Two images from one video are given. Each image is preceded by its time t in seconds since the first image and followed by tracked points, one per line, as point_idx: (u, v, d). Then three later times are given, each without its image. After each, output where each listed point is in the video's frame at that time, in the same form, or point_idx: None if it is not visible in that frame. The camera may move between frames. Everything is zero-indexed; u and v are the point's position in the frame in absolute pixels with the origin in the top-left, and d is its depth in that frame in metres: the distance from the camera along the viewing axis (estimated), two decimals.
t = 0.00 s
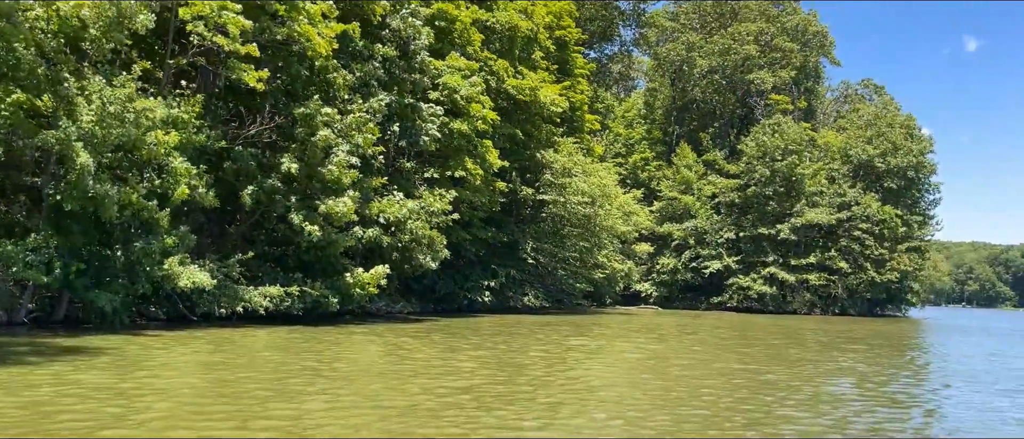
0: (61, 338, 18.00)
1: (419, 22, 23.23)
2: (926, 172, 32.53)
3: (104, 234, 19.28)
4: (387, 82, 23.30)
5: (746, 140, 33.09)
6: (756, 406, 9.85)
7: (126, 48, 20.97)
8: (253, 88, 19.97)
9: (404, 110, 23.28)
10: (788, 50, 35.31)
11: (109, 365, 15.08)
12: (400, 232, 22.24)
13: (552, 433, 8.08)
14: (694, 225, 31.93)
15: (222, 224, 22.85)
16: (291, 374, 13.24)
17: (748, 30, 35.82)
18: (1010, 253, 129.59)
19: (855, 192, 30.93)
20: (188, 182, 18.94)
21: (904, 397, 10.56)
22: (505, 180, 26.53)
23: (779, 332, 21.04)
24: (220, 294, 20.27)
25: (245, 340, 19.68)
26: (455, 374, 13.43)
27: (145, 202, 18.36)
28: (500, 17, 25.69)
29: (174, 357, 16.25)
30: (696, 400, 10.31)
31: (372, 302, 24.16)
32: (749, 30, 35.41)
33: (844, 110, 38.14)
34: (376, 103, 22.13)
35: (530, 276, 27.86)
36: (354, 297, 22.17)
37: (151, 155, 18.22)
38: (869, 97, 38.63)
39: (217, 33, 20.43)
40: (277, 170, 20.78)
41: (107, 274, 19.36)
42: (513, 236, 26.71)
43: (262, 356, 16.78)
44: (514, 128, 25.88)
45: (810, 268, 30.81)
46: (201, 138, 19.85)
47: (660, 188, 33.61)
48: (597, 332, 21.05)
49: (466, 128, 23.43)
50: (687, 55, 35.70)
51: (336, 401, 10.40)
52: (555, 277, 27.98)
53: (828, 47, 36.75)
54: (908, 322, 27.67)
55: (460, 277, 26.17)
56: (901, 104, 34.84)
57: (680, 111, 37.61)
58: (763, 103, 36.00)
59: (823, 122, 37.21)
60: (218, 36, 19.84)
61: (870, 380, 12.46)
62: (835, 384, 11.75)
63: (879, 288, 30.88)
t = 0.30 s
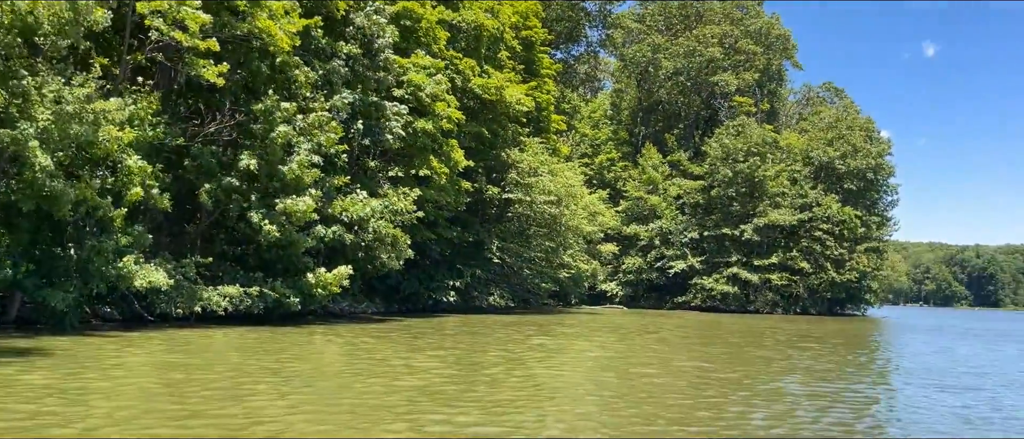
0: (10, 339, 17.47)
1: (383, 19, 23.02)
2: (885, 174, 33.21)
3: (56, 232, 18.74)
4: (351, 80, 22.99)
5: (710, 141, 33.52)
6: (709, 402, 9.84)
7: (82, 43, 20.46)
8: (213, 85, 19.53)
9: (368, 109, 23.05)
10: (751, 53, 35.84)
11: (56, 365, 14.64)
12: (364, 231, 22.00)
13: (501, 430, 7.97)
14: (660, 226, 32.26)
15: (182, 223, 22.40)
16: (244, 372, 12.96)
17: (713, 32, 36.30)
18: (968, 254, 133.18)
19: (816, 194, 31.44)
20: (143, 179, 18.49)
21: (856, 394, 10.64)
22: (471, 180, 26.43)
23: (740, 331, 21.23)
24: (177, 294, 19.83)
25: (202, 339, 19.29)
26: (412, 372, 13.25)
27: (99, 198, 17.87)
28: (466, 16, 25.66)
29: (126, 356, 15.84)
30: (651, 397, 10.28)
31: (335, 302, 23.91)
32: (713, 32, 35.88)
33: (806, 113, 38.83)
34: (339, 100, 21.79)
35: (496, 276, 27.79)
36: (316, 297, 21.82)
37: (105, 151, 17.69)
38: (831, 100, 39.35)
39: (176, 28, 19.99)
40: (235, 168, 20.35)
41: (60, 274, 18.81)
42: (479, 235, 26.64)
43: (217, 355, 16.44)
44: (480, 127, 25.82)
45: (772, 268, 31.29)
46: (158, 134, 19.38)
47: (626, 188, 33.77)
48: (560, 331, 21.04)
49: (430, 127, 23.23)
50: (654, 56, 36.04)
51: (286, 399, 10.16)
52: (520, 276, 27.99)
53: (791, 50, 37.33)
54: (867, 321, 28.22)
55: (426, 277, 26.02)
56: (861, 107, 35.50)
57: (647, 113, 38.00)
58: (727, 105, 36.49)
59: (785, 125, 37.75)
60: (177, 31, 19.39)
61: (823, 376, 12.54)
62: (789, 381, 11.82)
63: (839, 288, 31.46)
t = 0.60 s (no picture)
0: None
1: (351, 18, 22.76)
2: (850, 177, 33.83)
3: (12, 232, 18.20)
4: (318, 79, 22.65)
5: (680, 143, 33.75)
6: (670, 400, 9.84)
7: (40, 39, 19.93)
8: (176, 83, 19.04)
9: (336, 109, 22.80)
10: (720, 56, 36.14)
11: (7, 366, 14.20)
12: (331, 231, 21.79)
13: (458, 428, 7.87)
14: (630, 227, 32.48)
15: (144, 223, 21.92)
16: (202, 372, 12.72)
17: (682, 35, 36.58)
18: (933, 255, 136.18)
19: (783, 196, 31.69)
20: (102, 178, 18.04)
21: (815, 391, 10.72)
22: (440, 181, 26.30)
23: (705, 331, 21.39)
24: (138, 295, 19.39)
25: (163, 340, 18.90)
26: (375, 370, 13.08)
27: (56, 197, 17.37)
28: (437, 16, 25.60)
29: (82, 357, 15.43)
30: (612, 396, 10.26)
31: (302, 303, 23.62)
32: (683, 35, 36.16)
33: (774, 116, 39.37)
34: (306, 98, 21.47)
35: (466, 277, 27.67)
36: (281, 297, 21.53)
37: (62, 150, 17.13)
38: (798, 103, 39.83)
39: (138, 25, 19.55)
40: (197, 167, 19.94)
41: (15, 275, 18.27)
42: (448, 236, 26.51)
43: (178, 354, 16.11)
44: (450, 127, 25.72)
45: (740, 270, 31.62)
46: (118, 132, 18.88)
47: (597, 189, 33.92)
48: (528, 332, 20.99)
49: (398, 127, 23.07)
50: (624, 58, 36.23)
51: (242, 399, 9.95)
52: (490, 277, 27.92)
53: (759, 54, 37.76)
54: (832, 322, 28.63)
55: (394, 278, 25.87)
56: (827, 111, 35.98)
57: (618, 115, 38.55)
58: (697, 107, 36.81)
59: (753, 128, 37.90)
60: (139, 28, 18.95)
61: (785, 375, 12.62)
62: (750, 380, 11.89)
63: (805, 289, 31.94)
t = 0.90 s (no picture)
0: None
1: (324, 20, 22.56)
2: (820, 182, 34.40)
3: None
4: (289, 81, 22.39)
5: (653, 148, 33.97)
6: (634, 401, 9.86)
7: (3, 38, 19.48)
8: (143, 85, 18.71)
9: (308, 111, 22.57)
10: (693, 62, 36.46)
11: None
12: (301, 234, 21.52)
13: (417, 431, 7.82)
14: (604, 231, 32.61)
15: (111, 226, 21.52)
16: (164, 376, 12.52)
17: (656, 40, 36.88)
18: (904, 260, 138.67)
19: (755, 201, 32.29)
20: (65, 180, 17.64)
21: (777, 393, 10.79)
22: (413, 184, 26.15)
23: (675, 335, 21.51)
24: (101, 300, 18.97)
25: (128, 344, 18.56)
26: (340, 372, 12.94)
27: (16, 199, 16.93)
28: (411, 19, 25.53)
29: (42, 361, 15.11)
30: (577, 397, 10.26)
31: (273, 307, 23.33)
32: (657, 41, 36.47)
33: (746, 122, 39.84)
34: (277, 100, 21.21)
35: (440, 281, 27.54)
36: (250, 302, 21.23)
37: (22, 150, 16.72)
38: (771, 109, 40.39)
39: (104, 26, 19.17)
40: (163, 168, 19.56)
41: None
42: (422, 240, 26.35)
43: (141, 357, 15.83)
44: (423, 130, 25.61)
45: (713, 274, 31.89)
46: (82, 133, 18.48)
47: (572, 194, 34.10)
48: (499, 335, 20.95)
49: (370, 129, 22.93)
50: (598, 63, 36.46)
51: (201, 402, 9.81)
52: (464, 281, 27.82)
53: (731, 60, 38.19)
54: (803, 325, 28.95)
55: (367, 283, 25.70)
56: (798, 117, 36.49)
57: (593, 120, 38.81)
58: (670, 113, 37.13)
59: (726, 133, 38.47)
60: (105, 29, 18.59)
61: (749, 377, 12.69)
62: (715, 381, 11.96)
63: (777, 293, 32.30)
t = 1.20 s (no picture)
0: None
1: (297, 23, 22.17)
2: (794, 187, 34.82)
3: None
4: (261, 84, 22.03)
5: (630, 153, 34.16)
6: (602, 404, 9.84)
7: None
8: (111, 87, 18.32)
9: (281, 114, 22.29)
10: (669, 67, 36.71)
11: None
12: (273, 238, 21.22)
13: (381, 434, 7.72)
14: (581, 236, 32.72)
15: (77, 229, 21.04)
16: (127, 380, 12.29)
17: (633, 46, 37.11)
18: (877, 264, 140.80)
19: (729, 206, 32.59)
20: (29, 182, 17.20)
21: (743, 395, 10.85)
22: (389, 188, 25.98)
23: (648, 338, 21.62)
24: (67, 305, 18.53)
25: (94, 349, 18.20)
26: (308, 376, 12.80)
27: None
28: (386, 21, 25.24)
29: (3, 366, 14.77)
30: (546, 400, 10.21)
31: (244, 312, 23.03)
32: (633, 46, 36.68)
33: (721, 127, 40.24)
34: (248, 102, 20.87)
35: (415, 286, 27.38)
36: (221, 306, 20.89)
37: None
38: (745, 115, 40.86)
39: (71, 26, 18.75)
40: (130, 170, 19.07)
41: None
42: (397, 244, 26.18)
43: (107, 361, 15.55)
44: (399, 134, 25.49)
45: (688, 278, 32.12)
46: (47, 135, 18.04)
47: (550, 199, 34.30)
48: (473, 339, 20.90)
49: (343, 132, 22.74)
50: (575, 68, 36.61)
51: (163, 406, 9.62)
52: (440, 286, 27.70)
53: (707, 66, 38.53)
54: (777, 329, 29.26)
55: (341, 287, 25.48)
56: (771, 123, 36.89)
57: (569, 125, 38.98)
58: (646, 118, 37.37)
59: (701, 138, 38.83)
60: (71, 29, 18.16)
61: (717, 380, 12.75)
62: (685, 384, 11.99)
63: (751, 297, 32.60)
